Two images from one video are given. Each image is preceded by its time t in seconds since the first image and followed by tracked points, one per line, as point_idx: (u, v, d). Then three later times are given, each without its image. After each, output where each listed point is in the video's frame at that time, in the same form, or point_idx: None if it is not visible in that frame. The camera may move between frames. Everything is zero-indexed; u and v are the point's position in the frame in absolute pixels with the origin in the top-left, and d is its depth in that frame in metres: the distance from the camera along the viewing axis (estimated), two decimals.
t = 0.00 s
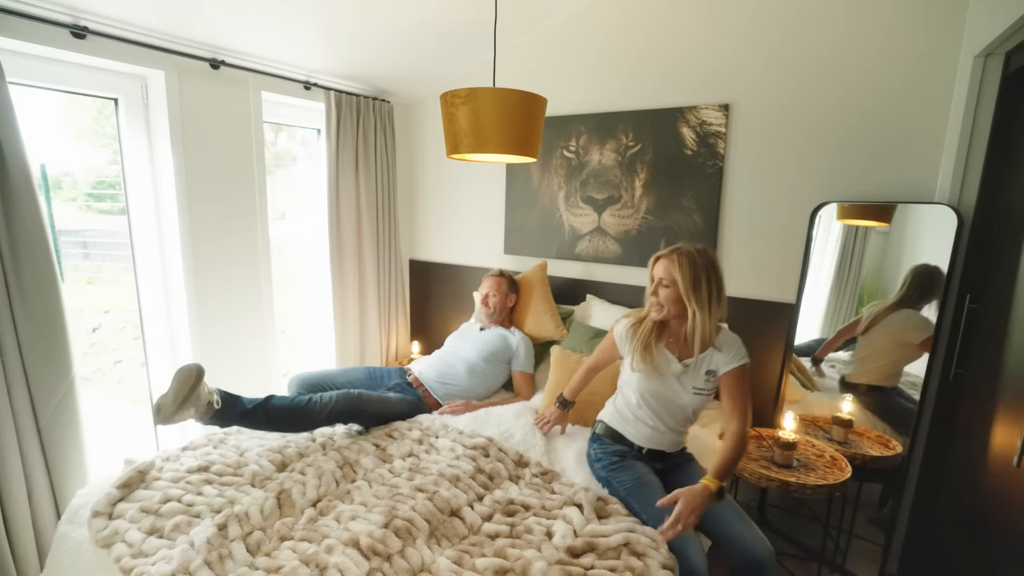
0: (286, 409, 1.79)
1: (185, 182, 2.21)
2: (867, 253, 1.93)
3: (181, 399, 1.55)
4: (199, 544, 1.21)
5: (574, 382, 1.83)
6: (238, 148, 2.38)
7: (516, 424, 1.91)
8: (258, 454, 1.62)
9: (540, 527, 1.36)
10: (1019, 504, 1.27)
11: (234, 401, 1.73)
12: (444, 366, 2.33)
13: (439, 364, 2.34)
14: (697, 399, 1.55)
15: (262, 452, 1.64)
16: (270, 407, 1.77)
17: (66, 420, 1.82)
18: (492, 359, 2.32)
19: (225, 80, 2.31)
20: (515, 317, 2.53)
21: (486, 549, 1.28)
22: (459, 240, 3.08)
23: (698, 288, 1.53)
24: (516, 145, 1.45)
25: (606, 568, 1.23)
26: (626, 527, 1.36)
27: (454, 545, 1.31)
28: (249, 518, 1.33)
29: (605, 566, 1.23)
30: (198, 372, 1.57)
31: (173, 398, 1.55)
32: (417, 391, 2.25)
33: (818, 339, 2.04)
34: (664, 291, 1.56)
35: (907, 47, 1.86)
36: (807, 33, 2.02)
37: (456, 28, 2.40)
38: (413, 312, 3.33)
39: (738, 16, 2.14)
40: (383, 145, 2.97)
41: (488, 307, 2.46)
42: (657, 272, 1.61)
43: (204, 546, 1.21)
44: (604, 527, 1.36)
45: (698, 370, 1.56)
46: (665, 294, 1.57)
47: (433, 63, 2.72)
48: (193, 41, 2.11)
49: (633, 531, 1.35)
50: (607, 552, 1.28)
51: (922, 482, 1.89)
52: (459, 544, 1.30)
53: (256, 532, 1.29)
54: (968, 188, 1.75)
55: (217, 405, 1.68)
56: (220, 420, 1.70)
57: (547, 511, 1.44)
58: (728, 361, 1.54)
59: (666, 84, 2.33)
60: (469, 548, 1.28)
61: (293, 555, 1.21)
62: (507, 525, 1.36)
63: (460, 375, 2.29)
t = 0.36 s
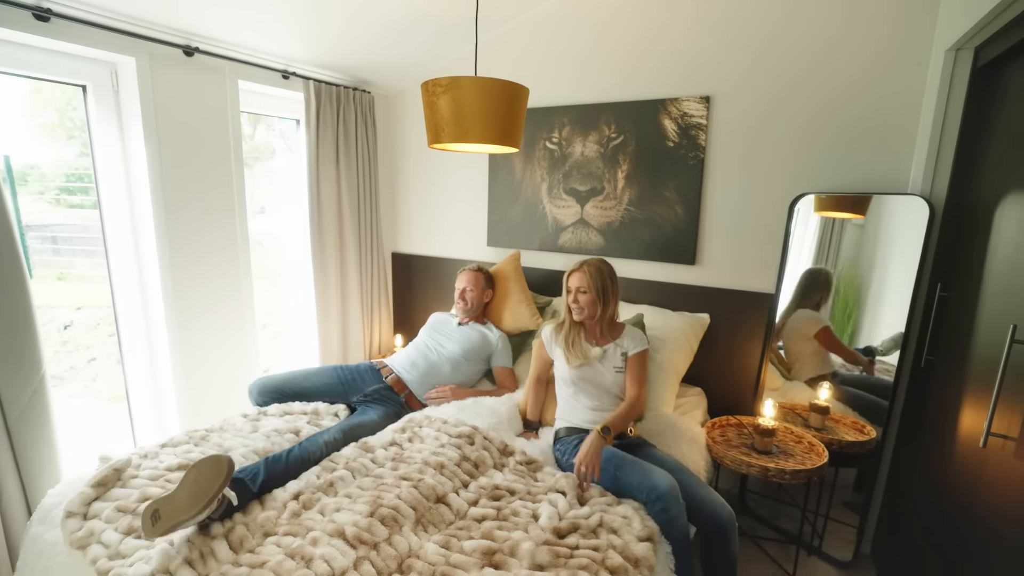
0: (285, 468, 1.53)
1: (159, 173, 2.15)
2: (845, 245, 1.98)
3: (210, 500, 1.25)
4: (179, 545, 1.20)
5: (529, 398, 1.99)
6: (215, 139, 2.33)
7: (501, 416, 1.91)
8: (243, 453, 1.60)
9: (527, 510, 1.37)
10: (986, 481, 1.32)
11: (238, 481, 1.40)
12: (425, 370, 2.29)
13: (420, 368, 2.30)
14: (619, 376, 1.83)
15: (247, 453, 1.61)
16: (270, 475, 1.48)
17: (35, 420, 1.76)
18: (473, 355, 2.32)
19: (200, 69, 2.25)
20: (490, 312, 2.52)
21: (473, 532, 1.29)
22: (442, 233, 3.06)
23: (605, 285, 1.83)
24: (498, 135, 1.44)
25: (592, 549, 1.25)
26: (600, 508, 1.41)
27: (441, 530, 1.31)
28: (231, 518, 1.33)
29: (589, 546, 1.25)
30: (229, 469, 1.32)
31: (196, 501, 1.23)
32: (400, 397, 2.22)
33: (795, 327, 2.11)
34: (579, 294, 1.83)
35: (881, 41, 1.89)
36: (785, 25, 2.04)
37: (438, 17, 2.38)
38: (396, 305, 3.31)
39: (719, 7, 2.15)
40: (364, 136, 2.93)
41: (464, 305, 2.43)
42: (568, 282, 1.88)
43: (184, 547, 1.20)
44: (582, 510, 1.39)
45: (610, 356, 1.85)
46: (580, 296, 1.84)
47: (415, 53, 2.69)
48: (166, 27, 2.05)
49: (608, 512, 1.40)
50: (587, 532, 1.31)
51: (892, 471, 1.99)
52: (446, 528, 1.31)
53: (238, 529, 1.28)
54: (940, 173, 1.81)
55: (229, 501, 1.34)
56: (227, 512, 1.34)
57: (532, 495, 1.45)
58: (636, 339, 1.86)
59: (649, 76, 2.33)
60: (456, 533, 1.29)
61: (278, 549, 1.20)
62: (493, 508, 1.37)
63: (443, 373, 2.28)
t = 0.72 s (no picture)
0: (260, 462, 1.50)
1: (148, 161, 2.12)
2: (839, 233, 1.97)
3: (141, 491, 1.16)
4: (172, 533, 1.20)
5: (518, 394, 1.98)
6: (205, 127, 2.29)
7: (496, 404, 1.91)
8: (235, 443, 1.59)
9: (521, 497, 1.38)
10: (977, 467, 1.33)
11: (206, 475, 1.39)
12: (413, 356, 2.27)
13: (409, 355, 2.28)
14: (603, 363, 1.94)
15: (241, 445, 1.60)
16: (244, 470, 1.45)
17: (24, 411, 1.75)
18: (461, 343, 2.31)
19: (187, 53, 2.20)
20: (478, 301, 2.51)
21: (468, 520, 1.29)
22: (436, 221, 3.03)
23: (594, 288, 1.97)
24: (493, 121, 1.42)
25: (586, 536, 1.25)
26: (600, 496, 1.41)
27: (436, 517, 1.31)
28: (224, 506, 1.32)
29: (584, 534, 1.26)
30: (157, 451, 1.19)
31: (131, 494, 1.15)
32: (384, 375, 2.20)
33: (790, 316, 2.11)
34: (571, 299, 1.96)
35: (879, 25, 1.87)
36: (784, 9, 2.01)
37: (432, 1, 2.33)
38: (391, 295, 3.29)
39: None
40: (357, 123, 2.89)
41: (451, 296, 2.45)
42: (559, 288, 2.00)
43: (177, 535, 1.19)
44: (581, 497, 1.40)
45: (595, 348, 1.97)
46: (572, 300, 1.96)
47: (409, 38, 2.64)
48: (152, 10, 2.00)
49: (607, 500, 1.40)
50: (584, 520, 1.31)
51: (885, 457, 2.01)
52: (440, 515, 1.31)
53: (230, 517, 1.28)
54: (937, 160, 1.80)
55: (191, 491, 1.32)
56: (196, 507, 1.32)
57: (527, 482, 1.46)
58: (619, 331, 1.98)
59: (645, 62, 2.30)
60: (451, 520, 1.29)
61: (271, 537, 1.20)
62: (487, 496, 1.38)
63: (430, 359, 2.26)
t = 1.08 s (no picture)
0: (260, 451, 1.49)
1: (143, 152, 2.09)
2: (841, 226, 1.96)
3: (148, 480, 1.17)
4: (171, 521, 1.19)
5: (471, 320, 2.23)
6: (201, 117, 2.27)
7: (495, 396, 1.90)
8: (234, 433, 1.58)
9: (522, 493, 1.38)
10: (977, 459, 1.32)
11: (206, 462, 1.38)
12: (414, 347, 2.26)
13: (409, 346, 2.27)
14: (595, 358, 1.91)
15: (240, 436, 1.59)
16: (244, 459, 1.44)
17: (21, 401, 1.74)
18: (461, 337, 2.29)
19: (181, 41, 2.17)
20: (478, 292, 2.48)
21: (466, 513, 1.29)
22: (435, 213, 3.01)
23: (585, 286, 1.94)
24: (492, 109, 1.40)
25: (585, 529, 1.26)
26: (598, 489, 1.42)
27: (435, 507, 1.30)
28: (223, 495, 1.31)
29: (583, 527, 1.27)
30: (162, 441, 1.19)
31: (138, 482, 1.15)
32: (390, 369, 2.16)
33: (790, 310, 2.09)
34: (561, 297, 1.93)
35: (884, 13, 1.84)
36: None
37: None
38: (389, 287, 3.28)
39: None
40: (355, 114, 2.86)
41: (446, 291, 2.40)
42: (551, 287, 1.97)
43: (176, 524, 1.19)
44: (579, 491, 1.41)
45: (586, 343, 1.94)
46: (562, 298, 1.93)
47: (407, 28, 2.60)
48: None
49: (606, 492, 1.41)
50: (583, 513, 1.32)
51: (884, 450, 2.01)
52: (439, 506, 1.30)
53: (229, 506, 1.27)
54: (942, 150, 1.79)
55: (193, 477, 1.31)
56: (195, 495, 1.31)
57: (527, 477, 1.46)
58: (612, 327, 1.94)
59: (647, 51, 2.27)
60: (449, 512, 1.28)
61: (268, 527, 1.19)
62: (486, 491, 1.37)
63: (427, 350, 2.24)
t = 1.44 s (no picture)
0: (249, 451, 1.49)
1: (137, 146, 2.07)
2: (841, 221, 1.95)
3: (128, 481, 1.17)
4: (162, 522, 1.19)
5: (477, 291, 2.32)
6: (196, 111, 2.25)
7: (492, 393, 1.89)
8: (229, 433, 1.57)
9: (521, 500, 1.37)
10: (976, 456, 1.32)
11: (191, 464, 1.39)
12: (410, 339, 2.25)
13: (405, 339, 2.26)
14: (592, 349, 1.88)
15: (235, 436, 1.59)
16: (231, 458, 1.44)
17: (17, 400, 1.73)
18: (457, 331, 2.28)
19: (176, 34, 2.14)
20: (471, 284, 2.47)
21: (464, 515, 1.28)
22: (433, 207, 3.00)
23: (570, 276, 1.90)
24: (489, 103, 1.38)
25: (575, 532, 1.26)
26: (591, 488, 1.42)
27: (431, 505, 1.29)
28: (215, 494, 1.30)
29: (572, 530, 1.26)
30: (137, 445, 1.19)
31: (116, 487, 1.15)
32: (387, 365, 2.14)
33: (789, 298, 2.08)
34: (547, 290, 1.89)
35: (887, 5, 1.82)
36: None
37: None
38: (388, 282, 3.27)
39: None
40: (353, 107, 2.84)
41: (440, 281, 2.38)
42: (536, 281, 1.93)
43: (168, 523, 1.18)
44: (570, 492, 1.40)
45: (580, 337, 1.91)
46: (548, 292, 1.89)
47: (404, 20, 2.57)
48: None
49: (598, 491, 1.40)
50: (573, 514, 1.32)
51: (883, 445, 2.01)
52: (436, 504, 1.30)
53: (221, 504, 1.26)
54: (943, 144, 1.77)
55: (176, 477, 1.33)
56: (181, 495, 1.32)
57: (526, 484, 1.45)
58: (602, 317, 1.91)
59: (646, 44, 2.25)
60: (447, 512, 1.27)
61: (261, 524, 1.18)
62: (484, 493, 1.36)
63: (424, 343, 2.24)
